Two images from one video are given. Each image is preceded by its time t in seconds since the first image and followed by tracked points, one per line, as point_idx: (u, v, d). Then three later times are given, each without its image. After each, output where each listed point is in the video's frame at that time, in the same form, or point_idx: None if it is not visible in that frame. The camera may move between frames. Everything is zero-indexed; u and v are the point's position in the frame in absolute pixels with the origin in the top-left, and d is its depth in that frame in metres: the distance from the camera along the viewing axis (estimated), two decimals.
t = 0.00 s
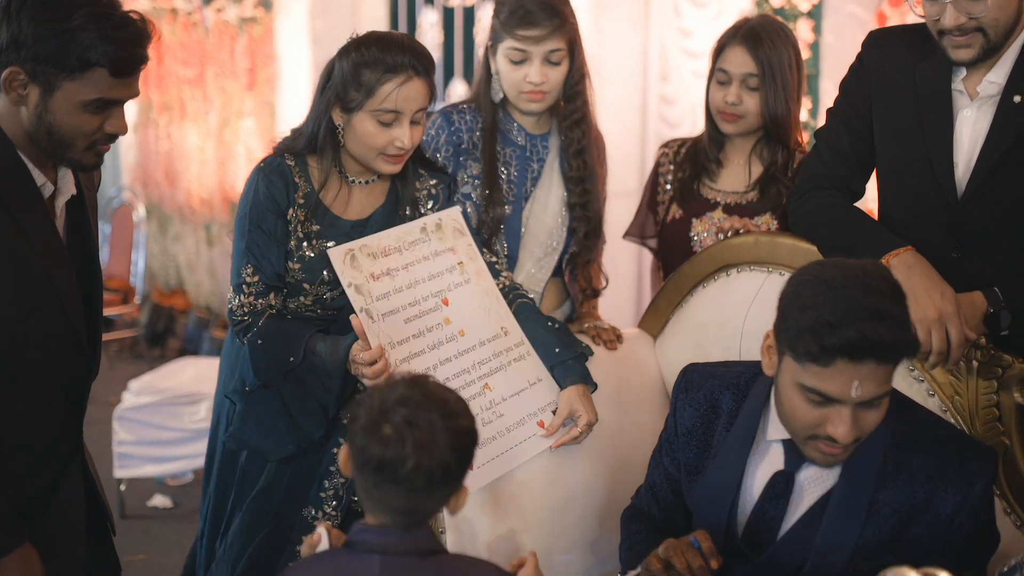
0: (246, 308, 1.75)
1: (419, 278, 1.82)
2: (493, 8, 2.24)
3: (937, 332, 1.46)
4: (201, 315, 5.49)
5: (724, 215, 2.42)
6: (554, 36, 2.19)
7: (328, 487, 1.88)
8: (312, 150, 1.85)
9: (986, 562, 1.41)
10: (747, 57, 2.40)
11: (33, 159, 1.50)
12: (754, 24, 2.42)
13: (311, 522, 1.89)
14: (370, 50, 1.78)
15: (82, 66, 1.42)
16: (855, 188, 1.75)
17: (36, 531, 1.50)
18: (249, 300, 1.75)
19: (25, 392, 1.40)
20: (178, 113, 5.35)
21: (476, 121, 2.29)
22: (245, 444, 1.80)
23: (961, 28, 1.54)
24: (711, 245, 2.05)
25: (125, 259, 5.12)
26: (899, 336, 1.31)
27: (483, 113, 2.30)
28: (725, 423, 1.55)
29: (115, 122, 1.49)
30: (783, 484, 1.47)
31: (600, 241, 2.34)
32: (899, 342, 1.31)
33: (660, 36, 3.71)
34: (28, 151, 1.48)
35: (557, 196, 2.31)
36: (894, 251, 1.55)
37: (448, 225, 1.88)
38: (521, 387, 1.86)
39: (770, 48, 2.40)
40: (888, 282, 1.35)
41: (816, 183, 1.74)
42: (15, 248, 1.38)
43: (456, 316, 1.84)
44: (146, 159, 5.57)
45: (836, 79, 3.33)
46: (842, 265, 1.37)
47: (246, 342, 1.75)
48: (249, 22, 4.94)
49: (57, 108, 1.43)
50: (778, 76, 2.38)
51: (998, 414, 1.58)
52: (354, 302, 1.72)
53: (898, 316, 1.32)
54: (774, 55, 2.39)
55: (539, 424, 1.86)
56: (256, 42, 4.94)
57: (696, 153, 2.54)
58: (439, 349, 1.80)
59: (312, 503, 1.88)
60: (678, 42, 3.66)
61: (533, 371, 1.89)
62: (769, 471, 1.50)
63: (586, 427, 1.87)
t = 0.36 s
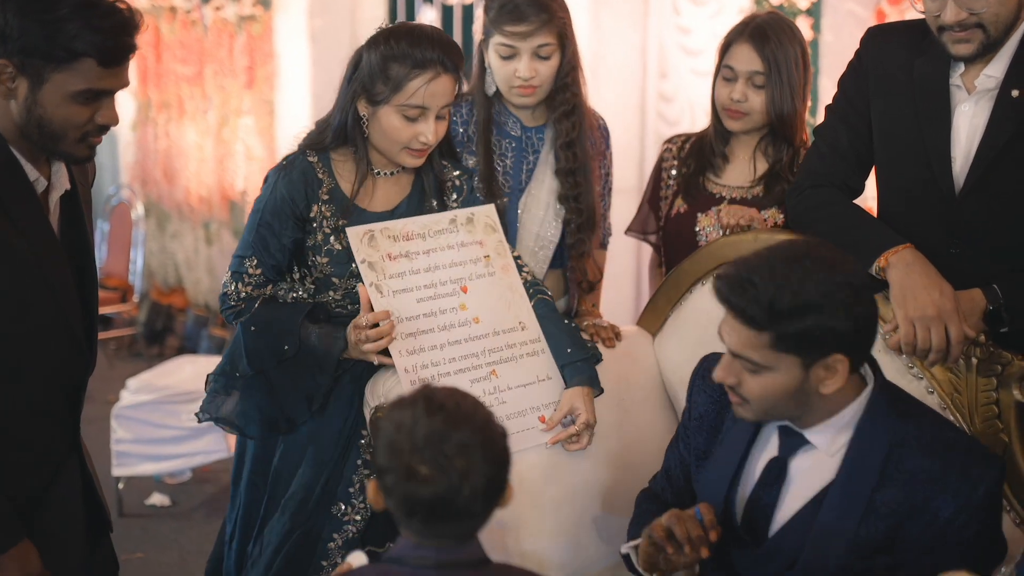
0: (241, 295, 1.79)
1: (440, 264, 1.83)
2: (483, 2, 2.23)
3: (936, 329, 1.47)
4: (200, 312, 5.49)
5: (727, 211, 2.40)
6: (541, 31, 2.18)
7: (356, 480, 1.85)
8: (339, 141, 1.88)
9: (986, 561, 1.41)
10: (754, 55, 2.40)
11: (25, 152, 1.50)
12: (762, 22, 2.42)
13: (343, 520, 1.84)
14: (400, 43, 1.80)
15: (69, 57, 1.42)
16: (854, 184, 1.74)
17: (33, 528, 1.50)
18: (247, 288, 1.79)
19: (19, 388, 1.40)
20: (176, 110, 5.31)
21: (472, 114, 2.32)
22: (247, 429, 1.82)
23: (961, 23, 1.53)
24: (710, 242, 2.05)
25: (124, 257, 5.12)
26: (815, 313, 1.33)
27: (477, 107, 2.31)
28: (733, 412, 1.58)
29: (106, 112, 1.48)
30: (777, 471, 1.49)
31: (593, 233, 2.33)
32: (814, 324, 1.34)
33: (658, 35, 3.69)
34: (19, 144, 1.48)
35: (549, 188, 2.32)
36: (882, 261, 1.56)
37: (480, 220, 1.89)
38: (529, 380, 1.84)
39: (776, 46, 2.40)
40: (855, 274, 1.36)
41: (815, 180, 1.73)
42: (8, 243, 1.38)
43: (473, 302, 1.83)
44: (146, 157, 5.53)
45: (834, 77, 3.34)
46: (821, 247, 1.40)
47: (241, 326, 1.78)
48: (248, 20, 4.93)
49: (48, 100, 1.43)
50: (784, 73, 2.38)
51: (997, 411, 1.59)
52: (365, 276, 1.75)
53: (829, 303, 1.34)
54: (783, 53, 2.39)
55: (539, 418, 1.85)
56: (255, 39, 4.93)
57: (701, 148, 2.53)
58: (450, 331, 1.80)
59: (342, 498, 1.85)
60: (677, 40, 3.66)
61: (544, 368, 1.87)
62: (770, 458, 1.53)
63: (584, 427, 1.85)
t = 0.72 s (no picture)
0: (234, 284, 1.80)
1: (438, 267, 1.82)
2: None
3: (922, 321, 1.50)
4: (196, 311, 5.49)
5: (734, 201, 2.41)
6: (546, 19, 2.17)
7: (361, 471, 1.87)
8: (342, 135, 1.88)
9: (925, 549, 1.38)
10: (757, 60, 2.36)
11: (17, 149, 1.49)
12: (764, 27, 2.38)
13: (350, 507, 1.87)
14: (402, 36, 1.79)
15: (65, 52, 1.41)
16: (850, 181, 1.74)
17: (24, 525, 1.49)
18: (240, 276, 1.80)
19: (12, 385, 1.39)
20: (174, 109, 5.34)
21: (466, 102, 2.32)
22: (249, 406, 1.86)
23: (927, 24, 1.55)
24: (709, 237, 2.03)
25: (120, 256, 5.11)
26: (749, 272, 1.35)
27: (471, 94, 2.31)
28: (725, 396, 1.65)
29: (99, 109, 1.48)
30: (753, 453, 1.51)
31: (585, 215, 2.36)
32: (748, 284, 1.35)
33: (655, 32, 3.68)
34: (11, 141, 1.47)
35: (540, 171, 2.32)
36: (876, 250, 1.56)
37: (473, 221, 1.89)
38: (530, 381, 1.85)
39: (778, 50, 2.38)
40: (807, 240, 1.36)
41: (810, 176, 1.73)
42: None
43: (471, 305, 1.84)
44: (143, 156, 5.61)
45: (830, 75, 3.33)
46: (787, 220, 1.39)
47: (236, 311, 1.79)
48: (245, 18, 4.90)
49: (41, 96, 1.42)
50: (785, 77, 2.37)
51: (993, 407, 1.56)
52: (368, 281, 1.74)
53: (766, 265, 1.35)
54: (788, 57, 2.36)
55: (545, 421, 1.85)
56: (252, 37, 4.90)
57: (700, 144, 2.50)
58: (451, 336, 1.80)
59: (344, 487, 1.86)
60: (673, 38, 3.65)
61: (545, 368, 1.88)
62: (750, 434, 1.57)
63: (592, 421, 1.83)
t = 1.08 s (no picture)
0: (232, 283, 1.80)
1: (444, 259, 1.81)
2: None
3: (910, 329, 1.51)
4: (194, 310, 5.47)
5: (734, 194, 2.36)
6: (556, 23, 2.14)
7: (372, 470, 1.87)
8: (338, 132, 1.87)
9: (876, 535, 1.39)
10: (747, 47, 2.30)
11: (6, 144, 1.48)
12: (750, 14, 2.34)
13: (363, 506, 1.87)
14: (400, 35, 1.77)
15: (55, 44, 1.39)
16: (849, 178, 1.73)
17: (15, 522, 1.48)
18: (239, 275, 1.80)
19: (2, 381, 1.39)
20: (171, 107, 5.33)
21: (470, 104, 2.27)
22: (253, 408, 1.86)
23: (909, 42, 1.55)
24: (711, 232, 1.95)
25: (118, 254, 5.10)
26: (647, 271, 1.38)
27: (475, 96, 2.27)
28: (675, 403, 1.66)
29: (89, 102, 1.48)
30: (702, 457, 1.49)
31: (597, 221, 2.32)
32: (649, 281, 1.38)
33: (654, 30, 3.67)
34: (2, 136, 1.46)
35: (548, 174, 2.29)
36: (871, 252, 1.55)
37: (474, 217, 1.90)
38: (536, 373, 1.83)
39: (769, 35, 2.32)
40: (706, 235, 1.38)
41: (809, 174, 1.72)
42: None
43: (478, 297, 1.82)
44: (140, 155, 5.63)
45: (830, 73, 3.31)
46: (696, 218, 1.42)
47: (236, 309, 1.80)
48: (242, 17, 4.88)
49: (31, 89, 1.41)
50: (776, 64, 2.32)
51: (990, 406, 1.52)
52: (376, 272, 1.73)
53: (663, 262, 1.37)
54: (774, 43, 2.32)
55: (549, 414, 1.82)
56: (250, 36, 4.89)
57: (701, 137, 2.47)
58: (460, 326, 1.78)
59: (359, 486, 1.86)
60: (672, 37, 3.62)
61: (550, 362, 1.86)
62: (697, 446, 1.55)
63: (607, 409, 1.87)
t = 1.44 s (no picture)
0: (212, 280, 1.80)
1: (442, 263, 1.78)
2: None
3: (919, 334, 1.48)
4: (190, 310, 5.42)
5: (738, 198, 2.28)
6: (563, 30, 2.05)
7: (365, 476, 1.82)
8: (324, 139, 1.86)
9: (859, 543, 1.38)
10: (730, 40, 2.30)
11: None
12: (726, 13, 2.35)
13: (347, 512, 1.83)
14: (390, 44, 1.75)
15: (48, 45, 1.35)
16: (851, 181, 1.71)
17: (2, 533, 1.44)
18: (219, 273, 1.80)
19: None
20: (168, 107, 5.31)
21: (476, 109, 2.18)
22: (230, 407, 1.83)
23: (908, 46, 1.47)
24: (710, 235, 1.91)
25: (114, 254, 5.06)
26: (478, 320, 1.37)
27: (480, 101, 2.19)
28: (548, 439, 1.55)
29: (80, 104, 1.43)
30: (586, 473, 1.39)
31: (602, 230, 2.22)
32: (475, 336, 1.38)
33: (654, 29, 3.64)
34: None
35: (555, 182, 2.20)
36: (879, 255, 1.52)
37: (477, 218, 1.85)
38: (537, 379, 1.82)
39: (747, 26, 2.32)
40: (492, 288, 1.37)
41: (812, 175, 1.70)
42: None
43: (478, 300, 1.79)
44: (136, 155, 5.59)
45: (830, 73, 3.28)
46: (515, 265, 1.41)
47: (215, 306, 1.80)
48: (240, 16, 4.84)
49: (23, 91, 1.36)
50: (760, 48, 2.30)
51: (998, 411, 1.49)
52: (366, 279, 1.71)
53: (474, 318, 1.38)
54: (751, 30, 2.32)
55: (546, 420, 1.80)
56: (247, 35, 4.84)
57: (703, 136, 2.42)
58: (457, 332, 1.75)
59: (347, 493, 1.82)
60: (672, 35, 3.60)
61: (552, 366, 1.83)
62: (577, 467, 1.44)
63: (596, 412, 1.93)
